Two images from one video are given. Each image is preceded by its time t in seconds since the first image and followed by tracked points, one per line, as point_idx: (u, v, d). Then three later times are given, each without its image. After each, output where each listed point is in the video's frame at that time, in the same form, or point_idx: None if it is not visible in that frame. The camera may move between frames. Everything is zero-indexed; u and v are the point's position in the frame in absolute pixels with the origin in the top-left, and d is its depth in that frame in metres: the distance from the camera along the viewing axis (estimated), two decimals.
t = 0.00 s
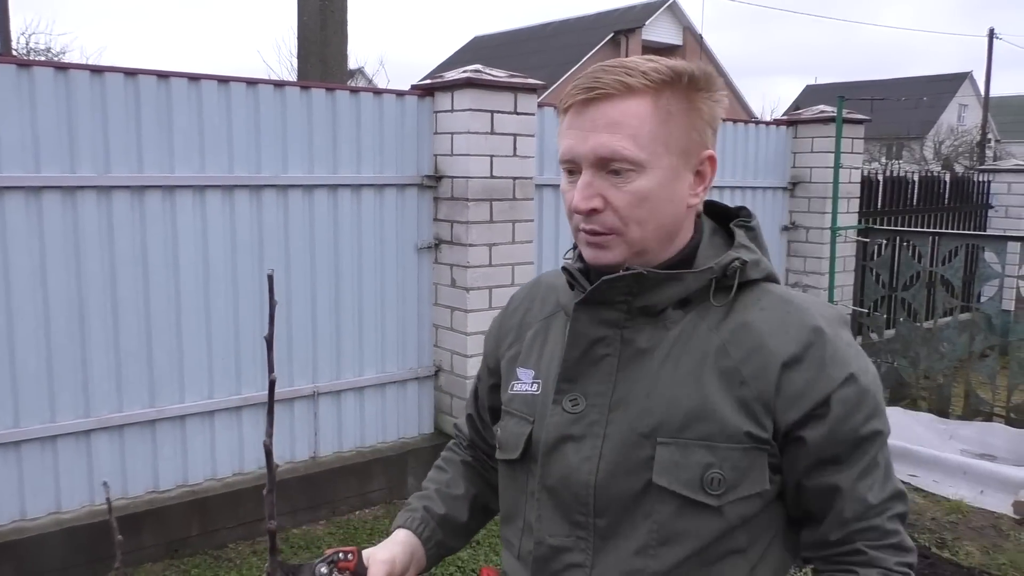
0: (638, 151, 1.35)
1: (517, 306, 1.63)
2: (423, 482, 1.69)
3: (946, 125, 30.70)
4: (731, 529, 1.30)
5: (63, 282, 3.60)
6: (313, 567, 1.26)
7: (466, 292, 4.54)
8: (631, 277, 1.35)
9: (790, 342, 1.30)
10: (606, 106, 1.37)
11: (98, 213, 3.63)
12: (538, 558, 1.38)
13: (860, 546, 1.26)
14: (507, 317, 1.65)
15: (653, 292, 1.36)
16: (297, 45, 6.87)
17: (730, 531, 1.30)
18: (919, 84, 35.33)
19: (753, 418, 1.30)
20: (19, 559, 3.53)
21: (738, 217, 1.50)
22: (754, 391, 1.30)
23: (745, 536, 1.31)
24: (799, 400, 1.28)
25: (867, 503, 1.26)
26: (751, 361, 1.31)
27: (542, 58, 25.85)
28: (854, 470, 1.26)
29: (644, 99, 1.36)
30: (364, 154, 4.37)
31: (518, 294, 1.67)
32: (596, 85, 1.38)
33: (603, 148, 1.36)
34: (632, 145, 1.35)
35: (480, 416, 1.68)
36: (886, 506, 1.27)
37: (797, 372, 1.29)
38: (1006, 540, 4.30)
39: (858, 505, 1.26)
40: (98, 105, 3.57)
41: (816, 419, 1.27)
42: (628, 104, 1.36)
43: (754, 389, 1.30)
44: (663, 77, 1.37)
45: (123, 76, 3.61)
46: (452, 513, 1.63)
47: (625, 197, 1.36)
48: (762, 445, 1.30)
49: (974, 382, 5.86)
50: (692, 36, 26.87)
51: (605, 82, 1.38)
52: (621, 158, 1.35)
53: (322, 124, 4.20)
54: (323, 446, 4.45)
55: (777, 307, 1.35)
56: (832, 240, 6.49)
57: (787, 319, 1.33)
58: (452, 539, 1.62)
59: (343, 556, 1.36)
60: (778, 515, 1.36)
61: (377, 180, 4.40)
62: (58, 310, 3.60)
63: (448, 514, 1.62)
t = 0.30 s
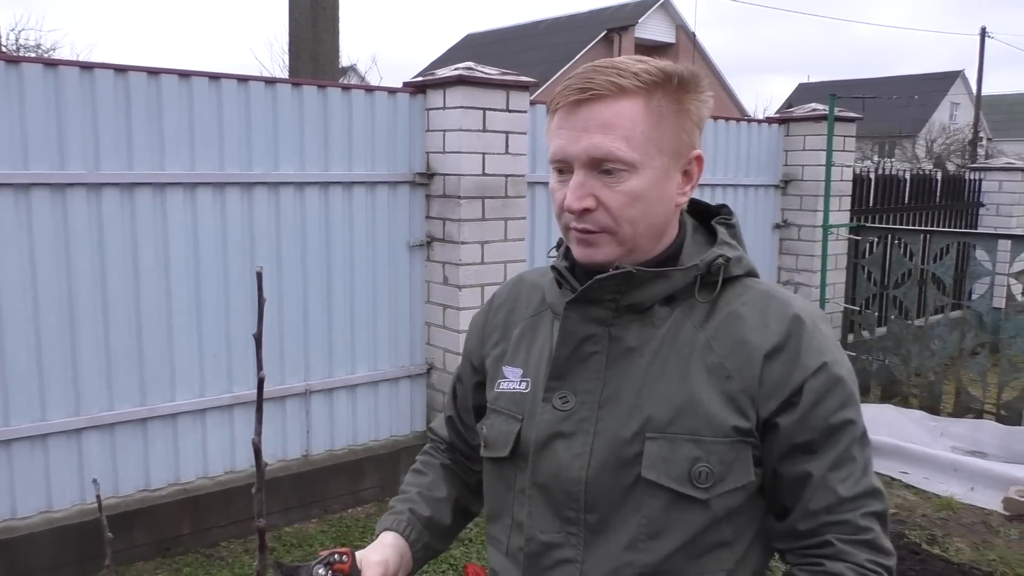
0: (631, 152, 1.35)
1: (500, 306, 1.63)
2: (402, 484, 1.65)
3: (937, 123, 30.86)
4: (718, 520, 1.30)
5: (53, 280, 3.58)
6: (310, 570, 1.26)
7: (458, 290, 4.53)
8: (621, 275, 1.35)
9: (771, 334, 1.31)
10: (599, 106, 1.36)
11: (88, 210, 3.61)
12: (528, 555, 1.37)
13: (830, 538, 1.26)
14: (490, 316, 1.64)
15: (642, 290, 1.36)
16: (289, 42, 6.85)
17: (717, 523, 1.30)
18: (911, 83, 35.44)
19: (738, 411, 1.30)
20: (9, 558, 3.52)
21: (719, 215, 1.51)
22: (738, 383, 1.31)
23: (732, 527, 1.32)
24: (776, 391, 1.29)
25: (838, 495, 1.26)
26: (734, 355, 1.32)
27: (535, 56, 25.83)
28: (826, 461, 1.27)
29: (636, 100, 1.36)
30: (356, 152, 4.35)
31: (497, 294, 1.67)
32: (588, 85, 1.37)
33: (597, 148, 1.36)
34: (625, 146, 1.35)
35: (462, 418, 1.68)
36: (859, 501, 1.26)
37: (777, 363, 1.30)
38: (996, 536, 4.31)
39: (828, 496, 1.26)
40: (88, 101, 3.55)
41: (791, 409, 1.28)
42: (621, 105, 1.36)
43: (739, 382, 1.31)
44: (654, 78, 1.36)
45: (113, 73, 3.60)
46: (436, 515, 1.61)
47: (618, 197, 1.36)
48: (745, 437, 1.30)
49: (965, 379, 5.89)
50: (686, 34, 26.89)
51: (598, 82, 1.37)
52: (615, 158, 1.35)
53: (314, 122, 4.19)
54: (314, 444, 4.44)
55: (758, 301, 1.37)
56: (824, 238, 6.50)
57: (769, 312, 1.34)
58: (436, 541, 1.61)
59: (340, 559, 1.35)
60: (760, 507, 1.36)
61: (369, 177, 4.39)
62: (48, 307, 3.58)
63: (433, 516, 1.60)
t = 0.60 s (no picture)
0: (624, 153, 1.36)
1: (488, 300, 1.63)
2: (388, 478, 1.66)
3: (930, 121, 30.96)
4: (702, 512, 1.32)
5: (45, 277, 3.57)
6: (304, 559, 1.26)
7: (451, 287, 4.54)
8: (610, 271, 1.35)
9: (755, 331, 1.32)
10: (593, 107, 1.36)
11: (80, 208, 3.61)
12: (515, 546, 1.37)
13: (807, 531, 1.27)
14: (479, 310, 1.65)
15: (629, 285, 1.37)
16: (282, 39, 6.84)
17: (701, 515, 1.32)
18: (904, 81, 35.54)
19: (722, 405, 1.31)
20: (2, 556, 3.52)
21: (705, 213, 1.51)
22: (723, 378, 1.32)
23: (715, 519, 1.33)
24: (759, 387, 1.30)
25: (816, 490, 1.27)
26: (720, 351, 1.33)
27: (530, 54, 25.83)
28: (806, 456, 1.28)
29: (630, 101, 1.36)
30: (349, 149, 4.35)
31: (485, 288, 1.67)
32: (583, 85, 1.37)
33: (590, 149, 1.36)
34: (618, 147, 1.36)
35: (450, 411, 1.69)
36: (836, 496, 1.28)
37: (760, 359, 1.31)
38: (987, 532, 4.34)
39: (806, 490, 1.28)
40: (81, 99, 3.55)
41: (773, 404, 1.30)
42: (614, 106, 1.36)
43: (724, 377, 1.32)
44: (648, 80, 1.37)
45: (105, 70, 3.59)
46: (424, 508, 1.62)
47: (609, 197, 1.37)
48: (730, 431, 1.31)
49: (956, 376, 5.91)
50: (680, 32, 26.92)
51: (592, 82, 1.37)
52: (608, 158, 1.36)
53: (307, 119, 4.19)
54: (308, 442, 4.44)
55: (743, 298, 1.38)
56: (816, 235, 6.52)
57: (753, 309, 1.35)
58: (424, 534, 1.61)
59: (331, 549, 1.34)
60: (743, 501, 1.38)
61: (362, 175, 4.39)
62: (39, 305, 3.57)
63: (421, 509, 1.61)
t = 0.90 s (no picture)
0: (626, 156, 1.36)
1: (483, 296, 1.63)
2: (358, 452, 1.65)
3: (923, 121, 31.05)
4: (695, 508, 1.32)
5: (37, 276, 3.56)
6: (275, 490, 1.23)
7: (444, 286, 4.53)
8: (606, 270, 1.36)
9: (747, 329, 1.34)
10: (597, 109, 1.36)
11: (72, 207, 3.60)
12: (510, 541, 1.36)
13: (799, 524, 1.28)
14: (474, 305, 1.64)
15: (625, 284, 1.38)
16: (275, 37, 6.82)
17: (694, 510, 1.32)
18: (898, 80, 35.63)
19: (716, 402, 1.33)
20: None
21: (697, 213, 1.52)
22: (717, 376, 1.33)
23: (707, 514, 1.34)
24: (753, 383, 1.32)
25: (807, 484, 1.28)
26: (713, 349, 1.34)
27: (524, 53, 25.83)
28: (797, 450, 1.29)
29: (634, 105, 1.36)
30: (342, 149, 4.35)
31: (479, 283, 1.68)
32: (588, 87, 1.37)
33: (592, 150, 1.36)
34: (620, 149, 1.36)
35: (430, 396, 1.70)
36: (826, 491, 1.29)
37: (753, 357, 1.33)
38: (979, 530, 4.35)
39: (798, 485, 1.28)
40: (72, 98, 3.54)
41: (765, 401, 1.31)
42: (618, 109, 1.36)
43: (718, 374, 1.33)
44: (653, 84, 1.37)
45: (97, 68, 3.58)
46: (388, 486, 1.60)
47: (608, 198, 1.37)
48: (722, 428, 1.32)
49: (949, 374, 5.94)
50: (674, 31, 26.94)
51: (597, 84, 1.37)
52: (609, 160, 1.36)
53: (300, 118, 4.18)
54: (301, 442, 4.44)
55: (735, 298, 1.39)
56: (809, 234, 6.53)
57: (746, 308, 1.37)
58: (383, 513, 1.60)
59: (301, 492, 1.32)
60: (736, 497, 1.38)
61: (355, 174, 4.39)
62: (31, 304, 3.56)
63: (385, 486, 1.60)
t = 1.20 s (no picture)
0: (635, 153, 1.36)
1: (488, 287, 1.61)
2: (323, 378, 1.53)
3: (917, 119, 31.13)
4: (693, 501, 1.32)
5: (29, 275, 3.55)
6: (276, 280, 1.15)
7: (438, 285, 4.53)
8: (608, 266, 1.37)
9: (746, 323, 1.35)
10: (609, 106, 1.36)
11: (64, 205, 3.58)
12: (510, 533, 1.36)
13: (795, 518, 1.28)
14: (477, 294, 1.61)
15: (625, 279, 1.38)
16: (269, 36, 6.81)
17: (692, 503, 1.33)
18: (892, 79, 35.70)
19: (714, 395, 1.33)
20: None
21: (699, 211, 1.53)
22: (716, 369, 1.33)
23: (705, 507, 1.34)
24: (751, 376, 1.32)
25: (804, 478, 1.28)
26: (713, 343, 1.34)
27: (519, 52, 25.82)
28: (795, 444, 1.29)
29: (644, 104, 1.37)
30: (336, 147, 4.34)
31: (483, 271, 1.66)
32: (600, 84, 1.37)
33: (602, 145, 1.36)
34: (629, 146, 1.36)
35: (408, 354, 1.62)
36: (823, 485, 1.29)
37: (752, 350, 1.33)
38: (972, 527, 4.37)
39: (795, 479, 1.29)
40: (64, 98, 3.52)
41: (763, 394, 1.31)
42: (630, 107, 1.36)
43: (716, 367, 1.33)
44: (664, 85, 1.38)
45: (89, 67, 3.56)
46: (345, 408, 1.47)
47: (617, 194, 1.37)
48: (722, 421, 1.33)
49: (942, 372, 5.96)
50: (669, 30, 26.96)
51: (609, 82, 1.37)
52: (619, 156, 1.36)
53: (293, 116, 4.17)
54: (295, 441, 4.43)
55: (734, 293, 1.40)
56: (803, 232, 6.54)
57: (744, 302, 1.38)
58: (329, 430, 1.44)
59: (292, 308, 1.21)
60: (733, 490, 1.38)
61: (348, 172, 4.38)
62: (23, 303, 3.55)
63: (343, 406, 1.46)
